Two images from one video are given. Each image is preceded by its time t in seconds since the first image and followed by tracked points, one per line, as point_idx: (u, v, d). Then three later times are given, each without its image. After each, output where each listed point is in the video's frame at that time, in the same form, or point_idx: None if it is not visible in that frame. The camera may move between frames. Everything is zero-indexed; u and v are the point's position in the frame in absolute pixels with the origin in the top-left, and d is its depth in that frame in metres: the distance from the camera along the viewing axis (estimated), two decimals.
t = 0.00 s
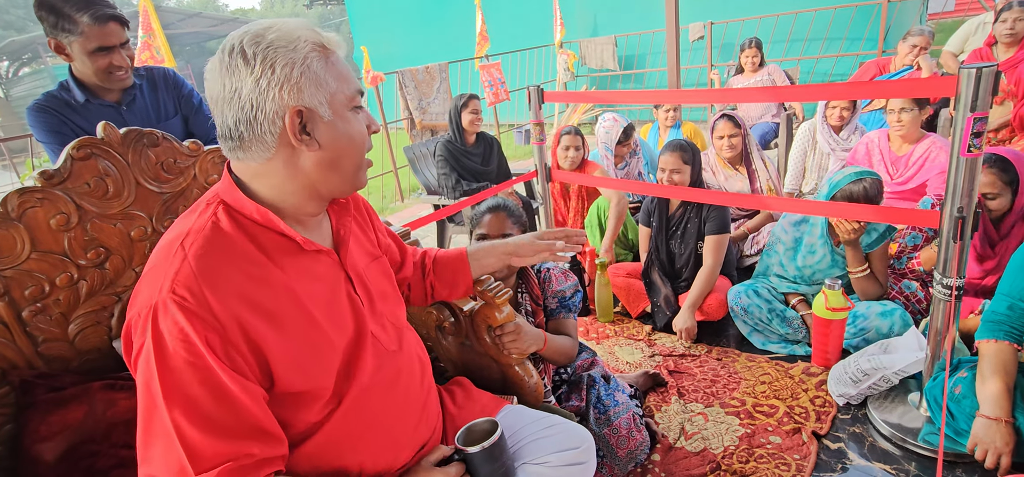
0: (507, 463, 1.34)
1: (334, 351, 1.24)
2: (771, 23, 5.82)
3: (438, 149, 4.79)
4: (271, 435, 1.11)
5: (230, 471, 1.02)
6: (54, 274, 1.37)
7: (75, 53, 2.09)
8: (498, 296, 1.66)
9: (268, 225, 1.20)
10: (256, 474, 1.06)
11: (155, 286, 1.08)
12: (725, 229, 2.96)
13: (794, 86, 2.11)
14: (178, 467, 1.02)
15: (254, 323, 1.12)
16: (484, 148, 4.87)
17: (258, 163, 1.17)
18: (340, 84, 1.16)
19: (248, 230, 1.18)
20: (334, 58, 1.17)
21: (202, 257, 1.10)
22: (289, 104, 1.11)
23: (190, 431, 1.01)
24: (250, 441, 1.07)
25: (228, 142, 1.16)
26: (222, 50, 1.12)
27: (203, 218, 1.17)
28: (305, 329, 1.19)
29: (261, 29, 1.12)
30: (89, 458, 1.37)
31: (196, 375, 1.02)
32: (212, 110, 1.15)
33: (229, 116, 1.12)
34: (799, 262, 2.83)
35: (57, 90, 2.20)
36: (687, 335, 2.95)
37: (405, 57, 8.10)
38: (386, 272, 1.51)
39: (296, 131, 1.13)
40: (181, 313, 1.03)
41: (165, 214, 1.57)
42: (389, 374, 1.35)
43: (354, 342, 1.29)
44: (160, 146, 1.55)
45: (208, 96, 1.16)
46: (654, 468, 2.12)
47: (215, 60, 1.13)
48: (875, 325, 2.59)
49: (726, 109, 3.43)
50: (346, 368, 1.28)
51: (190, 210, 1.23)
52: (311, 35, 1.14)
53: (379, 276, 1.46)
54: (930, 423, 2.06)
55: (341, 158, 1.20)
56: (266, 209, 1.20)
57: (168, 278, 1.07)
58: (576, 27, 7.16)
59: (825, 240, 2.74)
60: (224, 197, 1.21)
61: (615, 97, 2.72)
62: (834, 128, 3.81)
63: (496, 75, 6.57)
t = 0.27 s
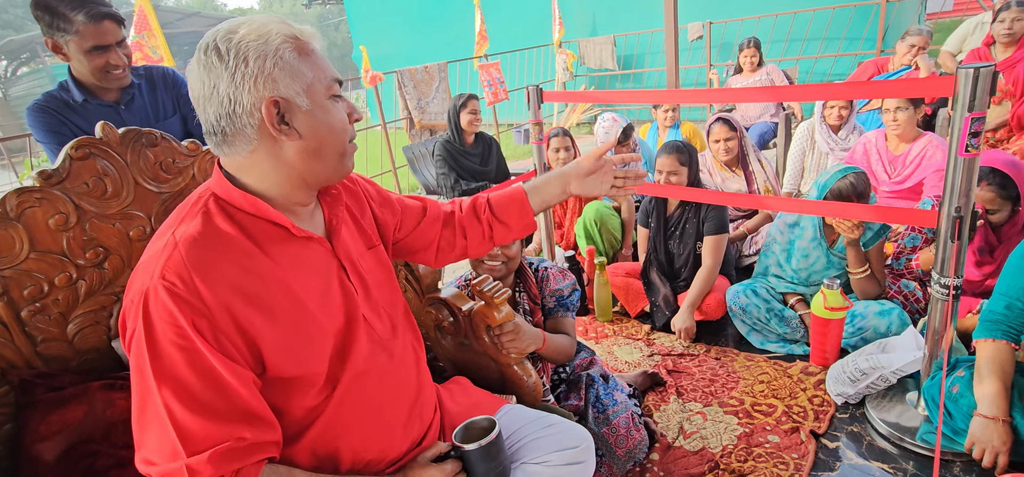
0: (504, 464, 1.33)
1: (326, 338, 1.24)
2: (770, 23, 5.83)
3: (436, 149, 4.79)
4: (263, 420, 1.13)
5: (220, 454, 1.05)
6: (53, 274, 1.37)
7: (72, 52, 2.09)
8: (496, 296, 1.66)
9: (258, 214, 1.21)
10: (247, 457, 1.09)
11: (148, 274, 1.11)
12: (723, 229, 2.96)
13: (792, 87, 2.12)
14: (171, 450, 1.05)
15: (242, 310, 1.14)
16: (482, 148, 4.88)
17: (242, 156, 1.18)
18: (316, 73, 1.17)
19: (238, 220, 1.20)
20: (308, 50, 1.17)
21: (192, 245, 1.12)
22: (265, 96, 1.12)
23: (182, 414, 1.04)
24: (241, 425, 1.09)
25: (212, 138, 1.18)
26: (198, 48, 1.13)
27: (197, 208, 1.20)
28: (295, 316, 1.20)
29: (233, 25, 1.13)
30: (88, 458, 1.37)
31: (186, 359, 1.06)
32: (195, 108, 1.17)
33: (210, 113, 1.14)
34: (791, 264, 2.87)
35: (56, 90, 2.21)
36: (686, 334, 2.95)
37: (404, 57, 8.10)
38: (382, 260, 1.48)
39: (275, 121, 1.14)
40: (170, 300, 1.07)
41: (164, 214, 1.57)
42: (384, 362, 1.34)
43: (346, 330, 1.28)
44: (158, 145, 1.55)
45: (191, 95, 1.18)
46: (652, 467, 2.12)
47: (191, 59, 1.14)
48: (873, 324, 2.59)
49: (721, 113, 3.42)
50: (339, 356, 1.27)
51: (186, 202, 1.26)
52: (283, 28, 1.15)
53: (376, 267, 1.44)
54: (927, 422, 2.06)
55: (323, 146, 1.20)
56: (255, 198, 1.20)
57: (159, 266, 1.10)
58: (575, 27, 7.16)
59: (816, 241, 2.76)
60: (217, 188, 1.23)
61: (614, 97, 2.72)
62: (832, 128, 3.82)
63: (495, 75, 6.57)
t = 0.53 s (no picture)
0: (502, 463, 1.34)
1: (320, 334, 1.24)
2: (768, 22, 5.83)
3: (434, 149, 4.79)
4: (257, 415, 1.13)
5: (213, 449, 1.04)
6: (51, 274, 1.37)
7: (72, 51, 2.09)
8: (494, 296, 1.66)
9: (253, 210, 1.21)
10: (241, 452, 1.08)
11: (143, 270, 1.11)
12: (721, 230, 2.96)
13: (791, 86, 2.11)
14: (166, 443, 1.05)
15: (236, 305, 1.14)
16: (481, 148, 4.87)
17: (242, 152, 1.18)
18: (322, 77, 1.17)
19: (234, 216, 1.20)
20: (317, 54, 1.18)
21: (186, 240, 1.12)
22: (268, 95, 1.12)
23: (175, 408, 1.04)
24: (234, 420, 1.09)
25: (214, 132, 1.19)
26: (210, 45, 1.15)
27: (193, 204, 1.20)
28: (289, 313, 1.20)
29: (246, 25, 1.14)
30: (86, 458, 1.35)
31: (179, 353, 1.06)
32: (202, 102, 1.19)
33: (214, 107, 1.15)
34: (786, 264, 2.88)
35: (56, 90, 2.21)
36: (683, 335, 2.95)
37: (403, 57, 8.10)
38: (378, 258, 1.47)
39: (275, 120, 1.14)
40: (164, 295, 1.07)
41: (162, 214, 1.57)
42: (379, 361, 1.34)
43: (342, 327, 1.29)
44: (157, 145, 1.55)
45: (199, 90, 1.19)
46: (651, 466, 2.12)
47: (203, 54, 1.16)
48: (870, 323, 2.59)
49: (720, 113, 3.42)
50: (334, 352, 1.28)
51: (183, 200, 1.26)
52: (293, 31, 1.16)
53: (372, 265, 1.44)
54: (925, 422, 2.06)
55: (321, 149, 1.20)
56: (251, 195, 1.21)
57: (154, 261, 1.10)
58: (574, 26, 7.17)
59: (811, 241, 2.78)
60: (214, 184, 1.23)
61: (613, 96, 2.72)
62: (829, 128, 3.83)
63: (494, 74, 6.57)
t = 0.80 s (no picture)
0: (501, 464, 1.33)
1: (316, 348, 1.25)
2: (767, 22, 5.83)
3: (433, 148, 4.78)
4: (250, 429, 1.12)
5: (207, 464, 1.04)
6: (47, 274, 1.36)
7: (74, 50, 2.06)
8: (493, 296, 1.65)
9: (253, 225, 1.21)
10: (232, 466, 1.08)
11: (138, 280, 1.10)
12: (721, 230, 2.95)
13: (789, 87, 2.11)
14: (157, 456, 1.05)
15: (233, 320, 1.13)
16: (480, 147, 4.86)
17: (253, 169, 1.18)
18: (350, 116, 1.15)
19: (234, 230, 1.21)
20: (353, 91, 1.16)
21: (185, 253, 1.12)
22: (290, 126, 1.11)
23: (168, 422, 1.04)
24: (226, 434, 1.08)
25: (231, 143, 1.18)
26: (248, 60, 1.14)
27: (191, 216, 1.19)
28: (285, 328, 1.20)
29: (287, 50, 1.13)
30: (82, 460, 1.38)
31: (174, 367, 1.05)
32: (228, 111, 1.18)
33: (236, 120, 1.14)
34: (782, 263, 2.88)
35: (55, 89, 2.19)
36: (683, 335, 2.94)
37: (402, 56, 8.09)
38: (374, 276, 1.54)
39: (292, 151, 1.13)
40: (160, 308, 1.05)
41: (159, 214, 1.56)
42: (369, 376, 1.36)
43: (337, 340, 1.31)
44: (153, 145, 1.54)
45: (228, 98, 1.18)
46: (649, 467, 2.12)
47: (240, 65, 1.15)
48: (870, 323, 2.59)
49: (721, 110, 3.39)
50: (328, 364, 1.29)
51: (182, 208, 1.26)
52: (333, 66, 1.14)
53: (368, 278, 1.49)
54: (924, 422, 2.06)
55: (333, 185, 1.18)
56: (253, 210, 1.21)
57: (149, 273, 1.09)
58: (573, 25, 7.17)
59: (808, 237, 2.79)
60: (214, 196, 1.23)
61: (611, 96, 2.72)
62: (827, 127, 3.83)
63: (493, 74, 6.57)
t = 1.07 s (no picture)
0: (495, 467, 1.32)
1: (307, 352, 1.25)
2: (766, 21, 5.84)
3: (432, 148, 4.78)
4: (239, 432, 1.12)
5: (193, 467, 1.03)
6: (46, 274, 1.36)
7: (85, 44, 2.09)
8: (493, 296, 1.66)
9: (244, 227, 1.23)
10: (222, 469, 1.08)
11: (127, 281, 1.11)
12: (721, 229, 2.95)
13: (789, 85, 2.11)
14: (143, 458, 1.04)
15: (221, 321, 1.14)
16: (479, 146, 4.87)
17: (231, 171, 1.20)
18: (308, 96, 1.14)
19: (224, 231, 1.22)
20: (307, 72, 1.14)
21: (174, 254, 1.12)
22: (251, 119, 1.12)
23: (155, 425, 1.04)
24: (215, 436, 1.08)
25: (208, 147, 1.21)
26: (201, 60, 1.15)
27: (183, 217, 1.20)
28: (274, 329, 1.20)
29: (233, 42, 1.12)
30: (81, 460, 1.37)
31: (161, 369, 1.05)
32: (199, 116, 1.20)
33: (205, 124, 1.16)
34: (778, 259, 2.90)
35: (64, 85, 2.19)
36: (683, 333, 2.94)
37: (401, 56, 8.09)
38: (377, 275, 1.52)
39: (260, 144, 1.14)
40: (145, 309, 1.06)
41: (158, 213, 1.56)
42: (366, 378, 1.36)
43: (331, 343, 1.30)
44: (152, 145, 1.55)
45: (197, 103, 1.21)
46: (649, 465, 2.12)
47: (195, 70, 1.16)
48: (869, 321, 2.59)
49: (720, 109, 3.39)
50: (323, 368, 1.29)
51: (171, 211, 1.28)
52: (281, 49, 1.12)
53: (369, 279, 1.47)
54: (924, 420, 2.07)
55: (311, 171, 1.19)
56: (244, 208, 1.23)
57: (137, 274, 1.10)
58: (572, 25, 7.17)
59: (804, 230, 2.79)
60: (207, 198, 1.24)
61: (611, 95, 2.71)
62: (825, 126, 3.83)
63: (492, 74, 6.57)
